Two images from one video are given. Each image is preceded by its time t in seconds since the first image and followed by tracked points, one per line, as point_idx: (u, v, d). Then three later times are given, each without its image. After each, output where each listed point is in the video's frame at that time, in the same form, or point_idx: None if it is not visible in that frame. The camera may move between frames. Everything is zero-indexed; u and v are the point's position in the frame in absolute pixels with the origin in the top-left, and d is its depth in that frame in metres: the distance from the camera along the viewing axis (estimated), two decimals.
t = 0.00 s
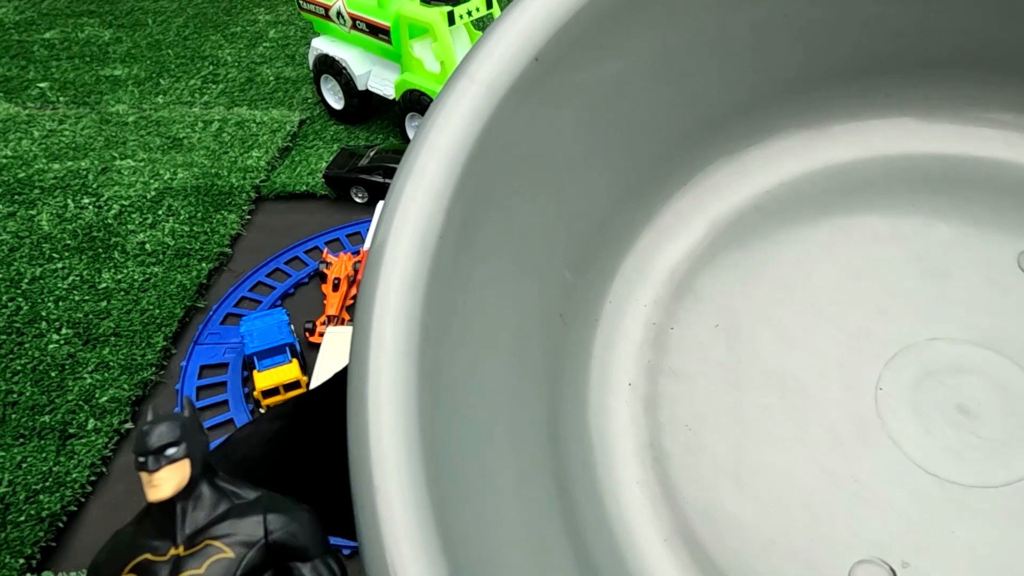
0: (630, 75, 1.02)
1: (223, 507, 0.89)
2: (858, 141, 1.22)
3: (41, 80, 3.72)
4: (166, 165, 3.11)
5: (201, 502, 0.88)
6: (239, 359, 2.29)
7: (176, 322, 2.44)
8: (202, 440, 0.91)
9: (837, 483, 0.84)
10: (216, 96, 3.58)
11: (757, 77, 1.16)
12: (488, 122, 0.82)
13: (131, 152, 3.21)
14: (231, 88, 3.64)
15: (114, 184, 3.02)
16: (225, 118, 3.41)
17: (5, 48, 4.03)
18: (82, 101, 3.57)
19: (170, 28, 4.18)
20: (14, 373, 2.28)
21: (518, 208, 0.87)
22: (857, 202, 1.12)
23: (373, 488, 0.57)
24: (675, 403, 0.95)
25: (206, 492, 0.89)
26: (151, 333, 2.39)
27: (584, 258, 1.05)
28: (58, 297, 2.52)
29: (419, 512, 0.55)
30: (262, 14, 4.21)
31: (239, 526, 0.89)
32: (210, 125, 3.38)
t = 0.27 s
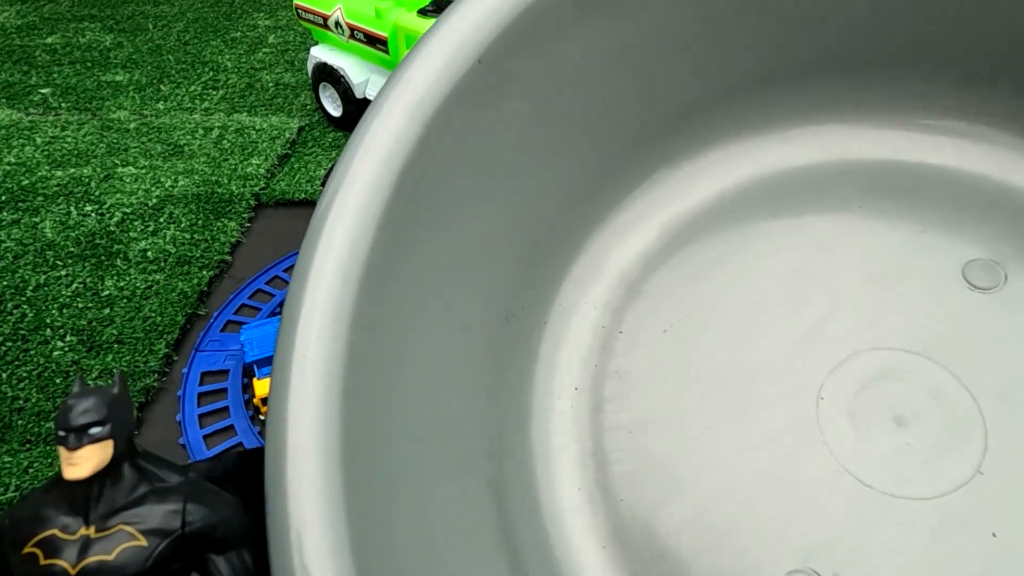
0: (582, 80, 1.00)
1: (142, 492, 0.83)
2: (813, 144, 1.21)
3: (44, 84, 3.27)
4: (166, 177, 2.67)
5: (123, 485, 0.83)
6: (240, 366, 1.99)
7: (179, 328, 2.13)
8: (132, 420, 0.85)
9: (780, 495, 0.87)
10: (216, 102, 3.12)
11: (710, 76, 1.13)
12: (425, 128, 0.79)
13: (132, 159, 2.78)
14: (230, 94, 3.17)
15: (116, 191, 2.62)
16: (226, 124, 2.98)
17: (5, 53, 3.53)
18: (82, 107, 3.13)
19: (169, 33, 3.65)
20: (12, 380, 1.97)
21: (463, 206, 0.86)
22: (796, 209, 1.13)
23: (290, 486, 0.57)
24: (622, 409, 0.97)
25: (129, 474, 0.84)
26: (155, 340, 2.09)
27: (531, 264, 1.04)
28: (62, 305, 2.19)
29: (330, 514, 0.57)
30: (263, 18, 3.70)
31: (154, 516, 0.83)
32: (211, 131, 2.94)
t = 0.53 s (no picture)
0: (565, 146, 1.10)
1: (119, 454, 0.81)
2: (765, 208, 1.34)
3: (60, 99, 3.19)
4: (187, 190, 2.65)
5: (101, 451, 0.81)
6: (263, 375, 1.97)
7: (201, 339, 2.11)
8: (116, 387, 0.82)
9: (737, 530, 0.99)
10: (230, 115, 3.07)
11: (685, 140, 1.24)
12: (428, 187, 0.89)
13: (151, 175, 2.73)
14: (245, 107, 3.13)
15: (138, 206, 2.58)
16: (241, 138, 2.93)
17: (22, 66, 3.44)
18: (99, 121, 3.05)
19: (181, 45, 3.58)
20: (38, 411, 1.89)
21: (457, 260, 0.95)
22: (754, 269, 1.25)
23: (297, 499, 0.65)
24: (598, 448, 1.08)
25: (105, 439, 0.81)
26: (177, 349, 2.08)
27: (521, 311, 1.13)
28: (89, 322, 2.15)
29: (331, 533, 0.64)
30: (273, 30, 3.66)
31: (138, 467, 0.82)
32: (227, 144, 2.89)
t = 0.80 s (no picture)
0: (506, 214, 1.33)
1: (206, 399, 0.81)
2: (720, 241, 1.61)
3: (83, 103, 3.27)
4: (210, 192, 2.74)
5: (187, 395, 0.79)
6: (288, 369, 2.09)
7: (231, 335, 2.23)
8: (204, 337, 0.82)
9: (694, 532, 1.23)
10: (248, 120, 3.18)
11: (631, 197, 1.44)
12: (381, 278, 1.09)
13: (176, 178, 2.83)
14: (263, 112, 3.23)
15: (164, 208, 2.67)
16: (260, 142, 3.03)
17: (43, 70, 3.50)
18: (123, 125, 3.15)
19: (198, 50, 3.66)
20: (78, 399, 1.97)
21: (416, 329, 1.17)
22: (704, 317, 1.49)
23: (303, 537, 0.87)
24: (562, 472, 1.32)
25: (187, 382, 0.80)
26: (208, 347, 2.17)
27: (485, 362, 1.38)
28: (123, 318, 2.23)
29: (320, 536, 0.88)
30: (286, 35, 3.77)
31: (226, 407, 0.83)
32: (247, 148, 2.99)
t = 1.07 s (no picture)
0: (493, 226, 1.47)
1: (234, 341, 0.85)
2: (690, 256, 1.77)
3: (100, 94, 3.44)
4: (226, 178, 2.92)
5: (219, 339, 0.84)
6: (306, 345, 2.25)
7: (249, 313, 2.39)
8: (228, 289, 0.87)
9: (651, 524, 1.38)
10: (261, 111, 3.35)
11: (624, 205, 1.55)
12: (380, 279, 1.23)
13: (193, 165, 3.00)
14: (274, 103, 3.41)
15: (184, 194, 2.84)
16: (272, 132, 3.20)
17: (62, 62, 3.66)
18: (141, 116, 3.32)
19: (210, 44, 3.84)
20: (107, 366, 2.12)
21: (413, 330, 1.32)
22: (679, 328, 1.64)
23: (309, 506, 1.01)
24: (542, 468, 1.47)
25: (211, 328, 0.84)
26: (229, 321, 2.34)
27: (473, 354, 1.53)
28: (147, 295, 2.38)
29: (323, 504, 1.01)
30: (295, 29, 3.95)
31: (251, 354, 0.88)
32: (260, 138, 3.16)
